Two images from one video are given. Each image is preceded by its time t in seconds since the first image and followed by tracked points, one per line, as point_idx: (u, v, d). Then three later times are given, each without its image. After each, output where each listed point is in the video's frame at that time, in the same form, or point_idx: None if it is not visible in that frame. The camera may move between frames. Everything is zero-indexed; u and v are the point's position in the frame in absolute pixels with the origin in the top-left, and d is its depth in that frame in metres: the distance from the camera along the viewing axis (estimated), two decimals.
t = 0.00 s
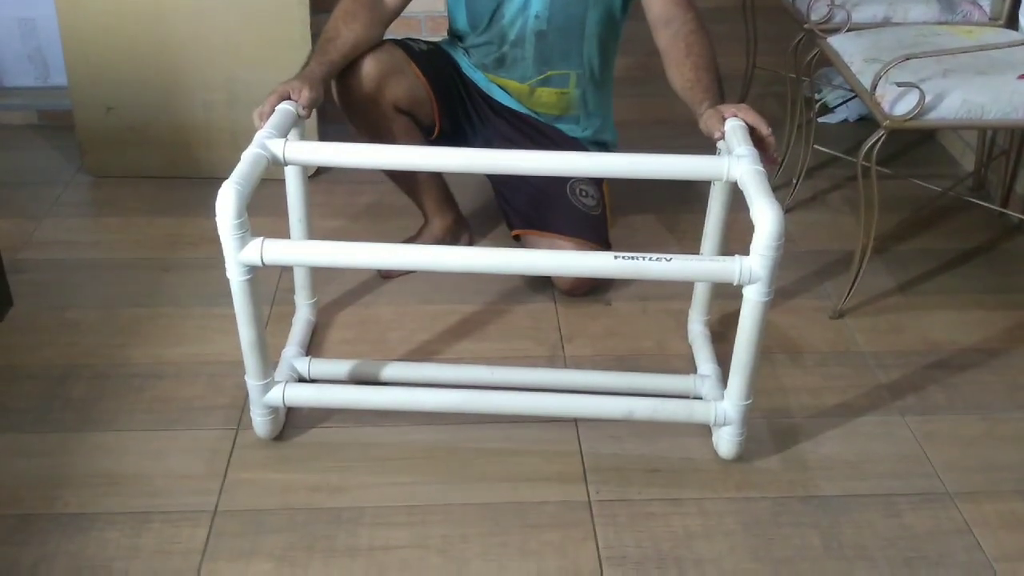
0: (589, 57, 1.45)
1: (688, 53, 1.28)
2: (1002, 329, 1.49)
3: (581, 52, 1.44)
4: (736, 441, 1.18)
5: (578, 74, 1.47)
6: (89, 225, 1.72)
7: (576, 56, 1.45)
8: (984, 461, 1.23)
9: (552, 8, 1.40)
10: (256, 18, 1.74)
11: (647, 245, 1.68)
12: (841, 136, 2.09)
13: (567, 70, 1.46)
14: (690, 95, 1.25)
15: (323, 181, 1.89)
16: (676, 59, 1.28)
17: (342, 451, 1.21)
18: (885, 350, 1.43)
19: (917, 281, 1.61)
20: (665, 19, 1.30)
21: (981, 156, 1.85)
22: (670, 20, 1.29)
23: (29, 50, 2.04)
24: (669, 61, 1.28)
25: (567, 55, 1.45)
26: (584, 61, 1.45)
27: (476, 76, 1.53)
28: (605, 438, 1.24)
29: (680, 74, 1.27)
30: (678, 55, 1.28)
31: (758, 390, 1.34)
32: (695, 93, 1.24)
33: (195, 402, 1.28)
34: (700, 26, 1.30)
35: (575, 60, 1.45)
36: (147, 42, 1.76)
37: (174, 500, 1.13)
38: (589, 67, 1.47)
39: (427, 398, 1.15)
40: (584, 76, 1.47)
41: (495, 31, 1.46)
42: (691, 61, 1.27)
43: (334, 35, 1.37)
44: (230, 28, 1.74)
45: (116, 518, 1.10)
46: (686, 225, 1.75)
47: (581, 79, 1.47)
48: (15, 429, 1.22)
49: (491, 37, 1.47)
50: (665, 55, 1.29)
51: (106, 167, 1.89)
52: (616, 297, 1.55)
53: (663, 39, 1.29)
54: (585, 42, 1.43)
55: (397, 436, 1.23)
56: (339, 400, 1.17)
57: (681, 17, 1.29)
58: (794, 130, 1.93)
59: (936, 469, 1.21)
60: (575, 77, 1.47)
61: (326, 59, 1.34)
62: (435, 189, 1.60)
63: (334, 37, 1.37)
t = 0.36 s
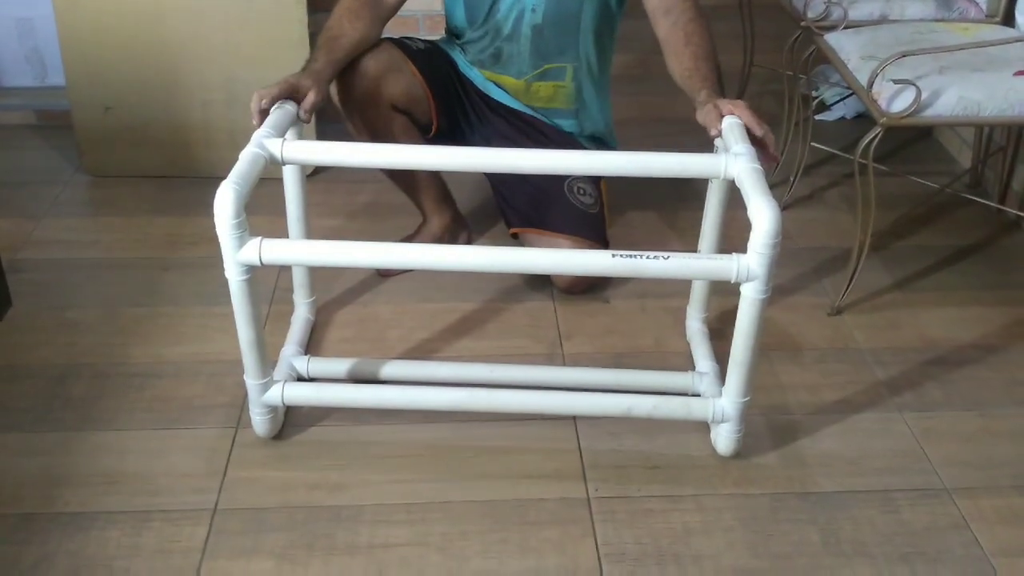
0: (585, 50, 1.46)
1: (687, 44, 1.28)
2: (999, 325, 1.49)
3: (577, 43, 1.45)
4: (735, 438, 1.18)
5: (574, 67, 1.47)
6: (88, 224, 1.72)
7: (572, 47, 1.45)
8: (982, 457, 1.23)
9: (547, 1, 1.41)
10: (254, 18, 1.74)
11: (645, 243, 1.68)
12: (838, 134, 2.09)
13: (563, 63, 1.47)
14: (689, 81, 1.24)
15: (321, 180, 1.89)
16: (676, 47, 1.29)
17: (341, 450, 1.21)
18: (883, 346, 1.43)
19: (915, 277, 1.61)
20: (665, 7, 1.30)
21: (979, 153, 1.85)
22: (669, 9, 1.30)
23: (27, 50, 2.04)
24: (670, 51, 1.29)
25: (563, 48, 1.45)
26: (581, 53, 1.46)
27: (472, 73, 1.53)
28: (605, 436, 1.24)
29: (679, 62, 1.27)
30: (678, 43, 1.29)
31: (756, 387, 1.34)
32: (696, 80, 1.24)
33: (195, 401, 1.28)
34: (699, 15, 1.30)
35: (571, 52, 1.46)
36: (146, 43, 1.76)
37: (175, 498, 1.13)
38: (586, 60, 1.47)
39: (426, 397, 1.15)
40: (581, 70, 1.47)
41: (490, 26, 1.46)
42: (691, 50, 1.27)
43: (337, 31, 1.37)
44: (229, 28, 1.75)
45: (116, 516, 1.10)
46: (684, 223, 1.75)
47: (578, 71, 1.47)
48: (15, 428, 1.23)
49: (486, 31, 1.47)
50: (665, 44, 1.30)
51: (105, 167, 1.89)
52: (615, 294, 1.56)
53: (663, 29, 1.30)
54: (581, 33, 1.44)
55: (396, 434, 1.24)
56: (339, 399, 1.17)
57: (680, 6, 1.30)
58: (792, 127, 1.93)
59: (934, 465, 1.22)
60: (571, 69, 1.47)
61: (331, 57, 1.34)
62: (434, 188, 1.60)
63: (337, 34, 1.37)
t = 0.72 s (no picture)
0: (588, 49, 1.46)
1: (697, 28, 1.28)
2: (1000, 322, 1.49)
3: (580, 43, 1.46)
4: (736, 435, 1.19)
5: (577, 66, 1.48)
6: (92, 222, 1.73)
7: (575, 47, 1.46)
8: (983, 453, 1.24)
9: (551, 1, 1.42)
10: (257, 18, 1.74)
11: (647, 241, 1.69)
12: (839, 132, 2.10)
13: (566, 63, 1.47)
14: (699, 56, 1.23)
15: (324, 178, 1.89)
16: (687, 32, 1.29)
17: (345, 446, 1.22)
18: (885, 344, 1.44)
19: (916, 275, 1.61)
20: None
21: (980, 150, 1.86)
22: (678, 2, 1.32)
23: (30, 50, 2.05)
24: (681, 34, 1.29)
25: (566, 48, 1.46)
26: (583, 53, 1.47)
27: (475, 72, 1.54)
28: (607, 432, 1.25)
29: (691, 40, 1.27)
30: (687, 28, 1.29)
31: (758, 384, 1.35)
32: (706, 52, 1.23)
33: (200, 398, 1.29)
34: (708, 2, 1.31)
35: (574, 52, 1.46)
36: (150, 42, 1.76)
37: (180, 494, 1.14)
38: (589, 59, 1.48)
39: (429, 395, 1.16)
40: (584, 69, 1.48)
41: (493, 26, 1.47)
42: (702, 30, 1.27)
43: (341, 29, 1.38)
44: (232, 27, 1.75)
45: (122, 512, 1.11)
46: (686, 220, 1.75)
47: (581, 71, 1.48)
48: (21, 425, 1.23)
49: (490, 31, 1.48)
50: (677, 31, 1.31)
51: (109, 166, 1.90)
52: (617, 292, 1.56)
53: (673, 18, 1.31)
54: (584, 33, 1.45)
55: (399, 431, 1.24)
56: (343, 396, 1.18)
57: None
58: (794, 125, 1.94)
59: (935, 461, 1.22)
60: (574, 69, 1.48)
61: (336, 56, 1.34)
62: (437, 187, 1.61)
63: (342, 31, 1.37)
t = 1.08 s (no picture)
0: (594, 52, 1.47)
1: (701, 33, 1.27)
2: (1003, 321, 1.50)
3: (585, 47, 1.46)
4: (740, 432, 1.19)
5: (582, 69, 1.48)
6: (97, 221, 1.73)
7: (581, 51, 1.46)
8: (987, 452, 1.24)
9: (556, 5, 1.42)
10: (262, 16, 1.75)
11: (650, 240, 1.69)
12: (843, 131, 2.10)
13: (571, 66, 1.48)
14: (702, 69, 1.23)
15: (329, 177, 1.90)
16: (689, 38, 1.29)
17: (350, 444, 1.22)
18: (888, 343, 1.44)
19: (920, 274, 1.62)
20: (678, 3, 1.32)
21: (984, 150, 1.86)
22: (682, 5, 1.32)
23: (36, 49, 2.05)
24: (683, 42, 1.29)
25: (571, 51, 1.46)
26: (589, 56, 1.47)
27: (480, 74, 1.54)
28: (611, 430, 1.26)
29: (692, 48, 1.27)
30: (689, 35, 1.29)
31: (761, 382, 1.35)
32: (711, 59, 1.23)
33: (205, 396, 1.29)
34: (709, 4, 1.31)
35: (579, 55, 1.47)
36: (155, 41, 1.77)
37: (186, 491, 1.14)
38: (594, 62, 1.48)
39: (434, 393, 1.17)
40: (589, 71, 1.48)
41: (499, 28, 1.47)
42: (703, 39, 1.27)
43: (350, 26, 1.39)
44: (237, 26, 1.76)
45: (128, 509, 1.12)
46: (689, 220, 1.76)
47: (586, 73, 1.48)
48: (28, 422, 1.24)
49: (495, 34, 1.48)
50: (680, 38, 1.31)
51: (114, 164, 1.90)
52: (621, 290, 1.56)
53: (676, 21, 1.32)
54: (589, 37, 1.45)
55: (403, 429, 1.25)
56: (348, 394, 1.18)
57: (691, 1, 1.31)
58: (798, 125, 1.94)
59: (937, 460, 1.22)
60: (579, 71, 1.48)
61: (344, 53, 1.35)
62: (441, 185, 1.61)
63: (350, 28, 1.38)
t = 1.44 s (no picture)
0: (590, 51, 1.47)
1: (693, 32, 1.28)
2: (1000, 316, 1.50)
3: (581, 46, 1.46)
4: (738, 429, 1.19)
5: (577, 67, 1.48)
6: (95, 223, 1.73)
7: (576, 49, 1.46)
8: (984, 447, 1.24)
9: (551, 4, 1.42)
10: (258, 17, 1.75)
11: (647, 237, 1.69)
12: (840, 127, 2.10)
13: (567, 64, 1.48)
14: (695, 67, 1.23)
15: (326, 177, 1.90)
16: (682, 37, 1.29)
17: (347, 444, 1.22)
18: (885, 338, 1.44)
19: (917, 269, 1.62)
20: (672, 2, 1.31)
21: (980, 145, 1.86)
22: (675, 3, 1.31)
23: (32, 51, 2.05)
24: (677, 41, 1.29)
25: (567, 50, 1.46)
26: (584, 55, 1.47)
27: (477, 73, 1.54)
28: (608, 428, 1.26)
29: (686, 47, 1.27)
30: (682, 35, 1.29)
31: (758, 379, 1.35)
32: (704, 58, 1.23)
33: (203, 397, 1.30)
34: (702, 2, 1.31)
35: (575, 54, 1.47)
36: (151, 42, 1.77)
37: (184, 493, 1.15)
38: (590, 61, 1.48)
39: (431, 392, 1.17)
40: (585, 70, 1.48)
41: (495, 28, 1.48)
42: (697, 36, 1.27)
43: (356, 20, 1.37)
44: (233, 26, 1.75)
45: (126, 511, 1.12)
46: (686, 217, 1.76)
47: (582, 72, 1.48)
48: (25, 425, 1.24)
49: (492, 33, 1.49)
50: (673, 36, 1.30)
51: (111, 166, 1.90)
52: (618, 288, 1.57)
53: (669, 20, 1.31)
54: (585, 36, 1.45)
55: (401, 429, 1.25)
56: (346, 394, 1.19)
57: None
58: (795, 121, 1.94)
59: (935, 456, 1.23)
60: (575, 70, 1.48)
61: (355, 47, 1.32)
62: (438, 184, 1.61)
63: (357, 23, 1.36)
